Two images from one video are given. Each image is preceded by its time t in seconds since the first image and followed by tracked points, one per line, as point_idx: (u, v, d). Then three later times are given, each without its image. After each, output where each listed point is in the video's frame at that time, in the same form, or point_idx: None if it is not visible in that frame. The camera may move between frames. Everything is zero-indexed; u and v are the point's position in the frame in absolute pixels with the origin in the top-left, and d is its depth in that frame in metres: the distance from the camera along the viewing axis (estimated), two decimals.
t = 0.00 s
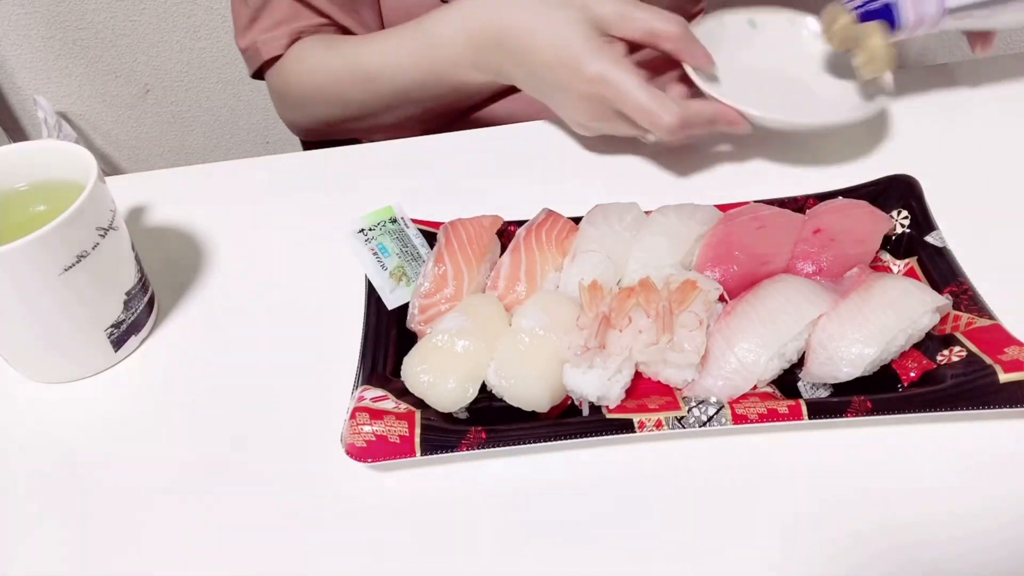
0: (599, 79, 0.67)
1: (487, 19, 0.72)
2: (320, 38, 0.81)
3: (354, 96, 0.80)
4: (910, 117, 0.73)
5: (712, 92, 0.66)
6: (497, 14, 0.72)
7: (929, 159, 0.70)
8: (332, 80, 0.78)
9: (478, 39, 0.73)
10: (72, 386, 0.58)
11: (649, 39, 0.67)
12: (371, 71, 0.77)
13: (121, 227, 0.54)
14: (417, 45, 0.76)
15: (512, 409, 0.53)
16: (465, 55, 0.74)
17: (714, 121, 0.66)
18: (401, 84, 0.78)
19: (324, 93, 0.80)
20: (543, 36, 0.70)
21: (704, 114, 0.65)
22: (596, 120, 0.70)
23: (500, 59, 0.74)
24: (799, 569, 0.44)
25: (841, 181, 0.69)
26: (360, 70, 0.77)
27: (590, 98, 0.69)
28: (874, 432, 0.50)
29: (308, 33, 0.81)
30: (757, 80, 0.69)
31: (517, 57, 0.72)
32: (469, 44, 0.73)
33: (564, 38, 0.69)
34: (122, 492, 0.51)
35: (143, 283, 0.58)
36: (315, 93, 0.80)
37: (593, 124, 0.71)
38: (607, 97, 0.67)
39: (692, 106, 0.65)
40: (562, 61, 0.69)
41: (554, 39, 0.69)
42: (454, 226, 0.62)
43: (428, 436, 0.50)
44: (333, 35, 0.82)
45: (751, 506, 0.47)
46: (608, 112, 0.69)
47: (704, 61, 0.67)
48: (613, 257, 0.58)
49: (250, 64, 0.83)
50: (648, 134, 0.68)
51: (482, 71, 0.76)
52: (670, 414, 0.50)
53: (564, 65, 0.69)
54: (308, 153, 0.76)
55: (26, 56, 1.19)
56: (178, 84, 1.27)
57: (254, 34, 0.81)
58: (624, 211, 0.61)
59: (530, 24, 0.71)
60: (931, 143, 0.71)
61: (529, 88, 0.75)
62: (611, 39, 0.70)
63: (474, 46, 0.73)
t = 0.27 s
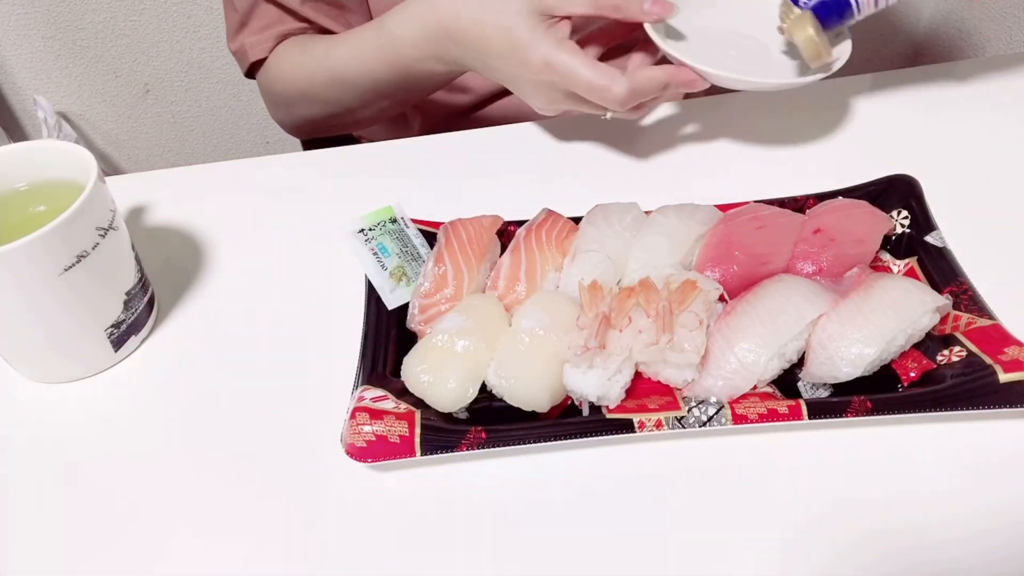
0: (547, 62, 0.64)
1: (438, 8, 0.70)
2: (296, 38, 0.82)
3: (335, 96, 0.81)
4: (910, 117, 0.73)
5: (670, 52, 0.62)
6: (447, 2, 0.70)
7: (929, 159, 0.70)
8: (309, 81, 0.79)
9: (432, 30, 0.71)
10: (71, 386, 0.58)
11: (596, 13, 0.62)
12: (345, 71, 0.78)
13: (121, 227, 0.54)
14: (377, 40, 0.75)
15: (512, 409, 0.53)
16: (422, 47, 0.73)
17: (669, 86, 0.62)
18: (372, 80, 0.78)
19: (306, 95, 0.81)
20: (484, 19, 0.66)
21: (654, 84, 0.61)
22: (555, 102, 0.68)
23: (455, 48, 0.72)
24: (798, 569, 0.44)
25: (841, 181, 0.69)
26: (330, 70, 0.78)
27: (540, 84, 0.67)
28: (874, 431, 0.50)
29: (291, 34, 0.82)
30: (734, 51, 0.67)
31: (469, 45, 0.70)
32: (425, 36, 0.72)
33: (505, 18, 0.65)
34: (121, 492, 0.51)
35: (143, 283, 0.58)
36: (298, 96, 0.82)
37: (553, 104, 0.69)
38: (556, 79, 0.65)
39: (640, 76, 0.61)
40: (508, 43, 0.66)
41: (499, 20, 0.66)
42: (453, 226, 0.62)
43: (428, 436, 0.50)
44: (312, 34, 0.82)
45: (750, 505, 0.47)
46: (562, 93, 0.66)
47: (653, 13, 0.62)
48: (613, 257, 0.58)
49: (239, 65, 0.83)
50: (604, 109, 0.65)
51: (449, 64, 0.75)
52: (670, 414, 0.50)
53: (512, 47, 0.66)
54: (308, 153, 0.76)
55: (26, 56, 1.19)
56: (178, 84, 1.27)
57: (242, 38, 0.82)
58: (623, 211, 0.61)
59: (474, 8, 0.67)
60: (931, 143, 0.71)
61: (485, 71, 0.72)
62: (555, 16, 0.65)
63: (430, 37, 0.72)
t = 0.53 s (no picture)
0: (536, 76, 0.64)
1: (432, 19, 0.71)
2: (294, 43, 0.82)
3: (332, 101, 0.81)
4: (910, 117, 0.73)
5: (657, 65, 0.62)
6: (441, 13, 0.70)
7: (929, 159, 0.70)
8: (306, 87, 0.80)
9: (428, 40, 0.72)
10: (71, 386, 0.58)
11: (587, 26, 0.62)
12: (343, 77, 0.78)
13: (121, 227, 0.54)
14: (373, 48, 0.75)
15: (512, 409, 0.53)
16: (419, 57, 0.74)
17: (654, 100, 0.62)
18: (372, 86, 0.78)
19: (304, 99, 0.81)
20: (476, 31, 0.67)
21: (638, 99, 0.62)
22: (543, 114, 0.68)
23: (451, 58, 0.72)
24: (798, 570, 0.44)
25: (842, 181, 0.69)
26: (327, 77, 0.78)
27: (528, 97, 0.67)
28: (874, 431, 0.50)
29: (289, 38, 0.82)
30: (732, 58, 0.67)
31: (462, 56, 0.70)
32: (421, 47, 0.73)
33: (495, 30, 0.65)
34: (121, 492, 0.51)
35: (143, 283, 0.58)
36: (295, 100, 0.82)
37: (543, 115, 0.69)
38: (544, 93, 0.65)
39: (623, 92, 0.61)
40: (498, 56, 0.66)
41: (490, 33, 0.66)
42: (453, 226, 0.62)
43: (428, 436, 0.50)
44: (311, 39, 0.82)
45: (750, 505, 0.47)
46: (550, 106, 0.67)
47: (643, 24, 0.61)
48: (613, 257, 0.58)
49: (240, 68, 0.84)
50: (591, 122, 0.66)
51: (446, 73, 0.75)
52: (670, 414, 0.50)
53: (502, 60, 0.66)
54: (308, 153, 0.76)
55: (26, 56, 1.19)
56: (177, 84, 1.27)
57: (241, 42, 0.81)
58: (623, 211, 0.61)
59: (466, 19, 0.67)
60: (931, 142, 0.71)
61: (478, 80, 0.72)
62: (545, 29, 0.65)
63: (426, 48, 0.72)
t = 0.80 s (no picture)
0: (543, 78, 0.64)
1: (438, 20, 0.71)
2: (298, 45, 0.82)
3: (337, 103, 0.81)
4: (910, 117, 0.73)
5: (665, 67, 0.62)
6: (448, 15, 0.70)
7: (929, 160, 0.70)
8: (312, 89, 0.79)
9: (433, 43, 0.72)
10: (71, 386, 0.58)
11: (594, 27, 0.63)
12: (345, 79, 0.78)
13: (121, 227, 0.54)
14: (379, 50, 0.75)
15: (512, 409, 0.53)
16: (425, 60, 0.74)
17: (662, 102, 0.62)
18: (374, 88, 0.78)
19: (305, 102, 0.81)
20: (483, 33, 0.67)
21: (646, 101, 0.62)
22: (552, 116, 0.68)
23: (456, 59, 0.72)
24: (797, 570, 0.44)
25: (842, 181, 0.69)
26: (331, 79, 0.78)
27: (536, 99, 0.67)
28: (874, 431, 0.50)
29: (292, 41, 0.82)
30: (735, 59, 0.67)
31: (468, 58, 0.70)
32: (427, 49, 0.73)
33: (502, 32, 0.65)
34: (121, 492, 0.51)
35: (143, 283, 0.58)
36: (296, 102, 0.82)
37: (550, 117, 0.69)
38: (552, 95, 0.65)
39: (631, 94, 0.61)
40: (505, 58, 0.66)
41: (497, 34, 0.66)
42: (454, 226, 0.62)
43: (428, 436, 0.50)
44: (314, 41, 0.82)
45: (751, 504, 0.47)
46: (557, 108, 0.66)
47: (650, 24, 0.60)
48: (613, 257, 0.58)
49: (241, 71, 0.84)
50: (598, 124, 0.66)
51: (451, 75, 0.76)
52: (670, 414, 0.50)
53: (509, 62, 0.66)
54: (308, 153, 0.76)
55: (26, 56, 1.19)
56: (177, 84, 1.27)
57: (243, 45, 0.81)
58: (623, 211, 0.61)
59: (473, 21, 0.67)
60: (931, 142, 0.71)
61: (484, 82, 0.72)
62: (552, 31, 0.65)
63: (432, 50, 0.72)
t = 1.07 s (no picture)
0: (542, 82, 0.64)
1: (438, 24, 0.71)
2: (300, 49, 0.82)
3: (337, 105, 0.81)
4: (910, 117, 0.73)
5: (665, 70, 0.62)
6: (447, 19, 0.70)
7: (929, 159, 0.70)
8: (313, 92, 0.79)
9: (434, 46, 0.72)
10: (71, 386, 0.58)
11: (594, 31, 0.63)
12: (345, 81, 0.78)
13: (121, 227, 0.54)
14: (379, 54, 0.75)
15: (512, 409, 0.53)
16: (426, 63, 0.74)
17: (661, 105, 0.62)
18: (374, 90, 0.78)
19: (306, 104, 0.81)
20: (483, 37, 0.67)
21: (646, 104, 0.61)
22: (553, 119, 0.68)
23: (457, 63, 0.72)
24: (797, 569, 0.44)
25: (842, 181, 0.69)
26: (332, 81, 0.78)
27: (536, 102, 0.67)
28: (874, 431, 0.50)
29: (294, 44, 0.82)
30: (735, 62, 0.67)
31: (469, 62, 0.70)
32: (427, 52, 0.73)
33: (501, 36, 0.65)
34: (121, 493, 0.51)
35: (143, 283, 0.58)
36: (298, 104, 0.82)
37: (552, 120, 0.69)
38: (551, 99, 0.65)
39: (630, 98, 0.61)
40: (505, 61, 0.66)
41: (496, 38, 0.66)
42: (453, 226, 0.62)
43: (428, 436, 0.50)
44: (316, 45, 0.82)
45: (751, 504, 0.47)
46: (558, 111, 0.66)
47: (649, 27, 0.60)
48: (613, 257, 0.58)
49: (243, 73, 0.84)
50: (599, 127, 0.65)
51: (452, 78, 0.76)
52: (670, 414, 0.50)
53: (508, 66, 0.66)
54: (308, 153, 0.76)
55: (26, 56, 1.19)
56: (177, 84, 1.27)
57: (245, 48, 0.82)
58: (623, 211, 0.61)
59: (472, 25, 0.67)
60: (931, 143, 0.71)
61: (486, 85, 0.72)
62: (552, 35, 0.65)
63: (432, 53, 0.72)
